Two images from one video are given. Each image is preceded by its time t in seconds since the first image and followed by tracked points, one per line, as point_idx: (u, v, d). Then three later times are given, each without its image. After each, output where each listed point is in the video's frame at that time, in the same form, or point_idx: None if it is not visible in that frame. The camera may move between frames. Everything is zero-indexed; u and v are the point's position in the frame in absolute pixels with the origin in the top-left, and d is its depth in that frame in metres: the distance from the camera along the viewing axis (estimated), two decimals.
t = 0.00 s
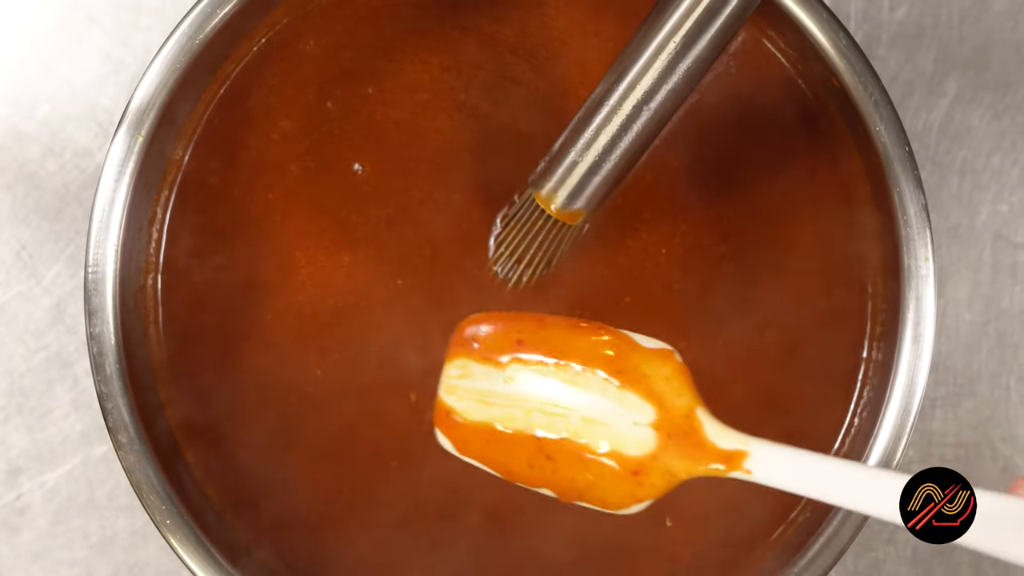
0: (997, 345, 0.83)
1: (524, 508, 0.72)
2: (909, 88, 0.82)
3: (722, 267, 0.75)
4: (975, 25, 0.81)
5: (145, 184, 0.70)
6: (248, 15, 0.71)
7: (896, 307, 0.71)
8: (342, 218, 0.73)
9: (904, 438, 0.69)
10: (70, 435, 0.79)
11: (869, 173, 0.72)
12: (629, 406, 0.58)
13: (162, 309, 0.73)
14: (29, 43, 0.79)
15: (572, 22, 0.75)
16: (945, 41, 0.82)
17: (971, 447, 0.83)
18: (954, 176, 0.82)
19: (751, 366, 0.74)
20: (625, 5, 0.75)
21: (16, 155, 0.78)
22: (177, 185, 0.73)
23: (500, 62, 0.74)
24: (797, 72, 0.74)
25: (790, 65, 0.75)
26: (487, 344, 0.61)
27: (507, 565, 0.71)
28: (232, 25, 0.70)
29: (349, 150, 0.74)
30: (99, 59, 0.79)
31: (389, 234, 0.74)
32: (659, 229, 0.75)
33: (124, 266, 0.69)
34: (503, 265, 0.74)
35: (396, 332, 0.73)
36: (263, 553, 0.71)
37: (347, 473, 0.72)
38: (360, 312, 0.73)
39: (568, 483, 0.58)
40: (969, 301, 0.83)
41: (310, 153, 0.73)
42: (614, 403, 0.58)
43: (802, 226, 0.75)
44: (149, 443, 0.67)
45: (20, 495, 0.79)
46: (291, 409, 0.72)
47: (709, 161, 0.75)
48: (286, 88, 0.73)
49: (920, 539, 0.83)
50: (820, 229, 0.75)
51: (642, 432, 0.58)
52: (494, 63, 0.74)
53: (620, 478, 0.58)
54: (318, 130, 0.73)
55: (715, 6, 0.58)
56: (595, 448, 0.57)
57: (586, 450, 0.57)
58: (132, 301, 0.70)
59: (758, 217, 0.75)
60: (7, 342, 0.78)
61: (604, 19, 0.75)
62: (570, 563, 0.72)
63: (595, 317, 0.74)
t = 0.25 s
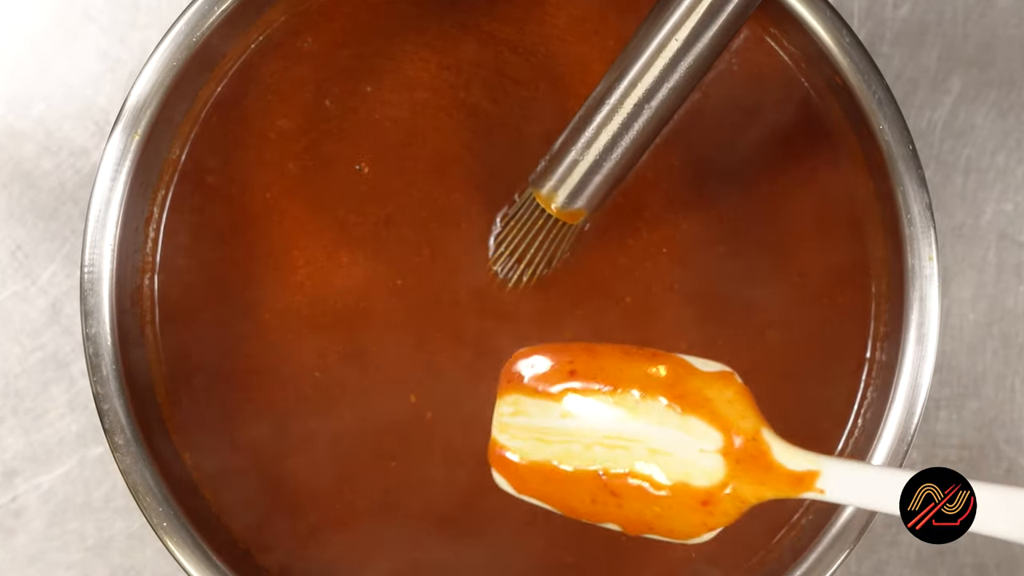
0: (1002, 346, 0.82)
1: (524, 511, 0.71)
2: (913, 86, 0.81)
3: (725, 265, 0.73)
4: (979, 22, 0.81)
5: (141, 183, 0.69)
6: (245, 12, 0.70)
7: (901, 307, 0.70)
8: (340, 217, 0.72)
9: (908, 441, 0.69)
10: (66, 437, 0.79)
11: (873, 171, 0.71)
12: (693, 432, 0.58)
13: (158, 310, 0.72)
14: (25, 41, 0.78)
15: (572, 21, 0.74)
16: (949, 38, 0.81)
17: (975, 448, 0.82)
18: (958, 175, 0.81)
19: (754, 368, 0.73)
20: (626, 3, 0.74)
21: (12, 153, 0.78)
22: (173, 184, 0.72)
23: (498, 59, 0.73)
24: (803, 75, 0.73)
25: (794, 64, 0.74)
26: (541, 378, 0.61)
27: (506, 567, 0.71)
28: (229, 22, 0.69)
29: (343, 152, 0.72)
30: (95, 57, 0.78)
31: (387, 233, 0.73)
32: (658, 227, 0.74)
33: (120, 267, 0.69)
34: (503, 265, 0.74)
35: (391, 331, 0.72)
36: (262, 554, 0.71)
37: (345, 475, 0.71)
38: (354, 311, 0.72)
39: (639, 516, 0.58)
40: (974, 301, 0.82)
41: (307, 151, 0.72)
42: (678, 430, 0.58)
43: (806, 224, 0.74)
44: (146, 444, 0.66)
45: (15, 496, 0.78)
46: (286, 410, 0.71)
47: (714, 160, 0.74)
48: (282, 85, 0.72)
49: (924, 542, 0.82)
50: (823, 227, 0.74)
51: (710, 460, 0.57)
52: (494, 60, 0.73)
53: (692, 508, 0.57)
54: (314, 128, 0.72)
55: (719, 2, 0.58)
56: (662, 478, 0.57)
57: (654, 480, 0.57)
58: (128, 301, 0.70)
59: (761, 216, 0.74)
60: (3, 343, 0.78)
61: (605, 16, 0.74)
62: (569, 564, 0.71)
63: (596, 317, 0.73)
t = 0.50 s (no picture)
0: (1001, 346, 0.82)
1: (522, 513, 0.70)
2: (912, 87, 0.81)
3: (730, 264, 0.72)
4: (979, 23, 0.81)
5: (142, 184, 0.69)
6: (245, 13, 0.70)
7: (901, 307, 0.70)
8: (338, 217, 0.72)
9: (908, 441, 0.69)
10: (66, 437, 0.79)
11: (873, 172, 0.72)
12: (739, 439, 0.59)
13: (158, 310, 0.72)
14: (25, 41, 0.78)
15: (574, 19, 0.74)
16: (949, 39, 0.81)
17: (974, 448, 0.82)
18: (958, 175, 0.81)
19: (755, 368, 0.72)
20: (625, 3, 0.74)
21: (13, 154, 0.78)
22: (174, 185, 0.72)
23: (497, 58, 0.73)
24: (792, 62, 0.74)
25: (798, 67, 0.74)
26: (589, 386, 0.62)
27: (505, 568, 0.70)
28: (229, 23, 0.69)
29: (343, 152, 0.72)
30: (96, 57, 0.78)
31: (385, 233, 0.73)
32: (662, 226, 0.72)
33: (121, 267, 0.69)
34: (513, 278, 0.71)
35: (393, 333, 0.71)
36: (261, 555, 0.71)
37: (342, 476, 0.70)
38: (354, 311, 0.71)
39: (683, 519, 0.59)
40: (973, 301, 0.82)
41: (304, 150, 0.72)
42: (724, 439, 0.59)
43: (807, 224, 0.73)
44: (145, 444, 0.67)
45: (16, 496, 0.78)
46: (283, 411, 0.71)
47: (717, 158, 0.73)
48: (280, 85, 0.72)
49: (924, 542, 0.82)
50: (823, 227, 0.74)
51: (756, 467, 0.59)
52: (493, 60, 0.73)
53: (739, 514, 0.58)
54: (311, 128, 0.72)
55: None
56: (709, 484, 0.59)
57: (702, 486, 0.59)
58: (129, 301, 0.70)
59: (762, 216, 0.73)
60: (4, 343, 0.78)
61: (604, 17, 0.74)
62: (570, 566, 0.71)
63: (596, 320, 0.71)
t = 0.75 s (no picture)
0: (1000, 346, 0.82)
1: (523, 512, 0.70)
2: (911, 87, 0.81)
3: (730, 265, 0.73)
4: (977, 24, 0.81)
5: (143, 184, 0.69)
6: (246, 14, 0.70)
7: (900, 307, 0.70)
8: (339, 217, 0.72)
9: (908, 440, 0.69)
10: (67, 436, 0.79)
11: (872, 172, 0.72)
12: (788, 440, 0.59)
13: (159, 310, 0.72)
14: (27, 42, 0.78)
15: (574, 19, 0.74)
16: (948, 40, 0.81)
17: (973, 448, 0.83)
18: (957, 175, 0.82)
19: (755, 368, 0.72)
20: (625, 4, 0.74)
21: (15, 154, 0.78)
22: (175, 185, 0.73)
23: (497, 58, 0.73)
24: (792, 63, 0.75)
25: (797, 68, 0.75)
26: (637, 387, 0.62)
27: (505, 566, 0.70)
28: (230, 24, 0.70)
29: (344, 153, 0.72)
30: (97, 58, 0.78)
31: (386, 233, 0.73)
32: (662, 226, 0.73)
33: (122, 267, 0.69)
34: (514, 278, 0.71)
35: (393, 332, 0.71)
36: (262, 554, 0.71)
37: (343, 475, 0.71)
38: (355, 311, 0.71)
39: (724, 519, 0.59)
40: (972, 301, 0.82)
41: (305, 150, 0.72)
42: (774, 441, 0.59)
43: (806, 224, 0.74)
44: (146, 443, 0.67)
45: (18, 495, 0.78)
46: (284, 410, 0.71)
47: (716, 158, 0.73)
48: (281, 86, 0.72)
49: (923, 541, 0.82)
50: (823, 227, 0.74)
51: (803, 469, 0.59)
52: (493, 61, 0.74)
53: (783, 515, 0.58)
54: (312, 128, 0.72)
55: None
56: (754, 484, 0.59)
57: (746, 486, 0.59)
58: (130, 301, 0.70)
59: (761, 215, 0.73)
60: (6, 343, 0.78)
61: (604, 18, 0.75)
62: (569, 565, 0.71)
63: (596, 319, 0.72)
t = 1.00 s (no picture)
0: (998, 346, 0.83)
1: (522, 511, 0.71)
2: (910, 88, 0.82)
3: (729, 265, 0.73)
4: (976, 25, 0.81)
5: (144, 185, 0.70)
6: (247, 15, 0.71)
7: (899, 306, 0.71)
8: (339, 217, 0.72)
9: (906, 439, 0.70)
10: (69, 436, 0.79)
11: (871, 173, 0.72)
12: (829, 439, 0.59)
13: (161, 310, 0.72)
14: (28, 43, 0.78)
15: (574, 20, 0.74)
16: (947, 41, 0.81)
17: (972, 447, 0.83)
18: (955, 176, 0.82)
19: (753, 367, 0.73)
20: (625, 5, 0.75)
21: (16, 155, 0.78)
22: (177, 185, 0.73)
23: (497, 59, 0.73)
24: (791, 64, 0.75)
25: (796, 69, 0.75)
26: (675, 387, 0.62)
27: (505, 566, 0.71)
28: (232, 25, 0.70)
29: (345, 153, 0.72)
30: (98, 59, 0.79)
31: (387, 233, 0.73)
32: (662, 226, 0.73)
33: (123, 267, 0.69)
34: (514, 278, 0.71)
35: (394, 332, 0.71)
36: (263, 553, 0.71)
37: (343, 474, 0.71)
38: (355, 311, 0.71)
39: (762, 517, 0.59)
40: (971, 301, 0.82)
41: (305, 149, 0.72)
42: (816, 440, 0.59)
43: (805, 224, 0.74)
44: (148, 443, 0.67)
45: (19, 495, 0.78)
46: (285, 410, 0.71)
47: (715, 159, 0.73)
48: (282, 86, 0.73)
49: (922, 540, 0.83)
50: (822, 227, 0.74)
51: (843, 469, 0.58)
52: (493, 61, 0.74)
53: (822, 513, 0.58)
54: (313, 129, 0.72)
55: None
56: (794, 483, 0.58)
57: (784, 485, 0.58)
58: (132, 301, 0.70)
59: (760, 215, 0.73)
60: (8, 343, 0.78)
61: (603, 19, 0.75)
62: (569, 564, 0.71)
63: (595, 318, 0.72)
